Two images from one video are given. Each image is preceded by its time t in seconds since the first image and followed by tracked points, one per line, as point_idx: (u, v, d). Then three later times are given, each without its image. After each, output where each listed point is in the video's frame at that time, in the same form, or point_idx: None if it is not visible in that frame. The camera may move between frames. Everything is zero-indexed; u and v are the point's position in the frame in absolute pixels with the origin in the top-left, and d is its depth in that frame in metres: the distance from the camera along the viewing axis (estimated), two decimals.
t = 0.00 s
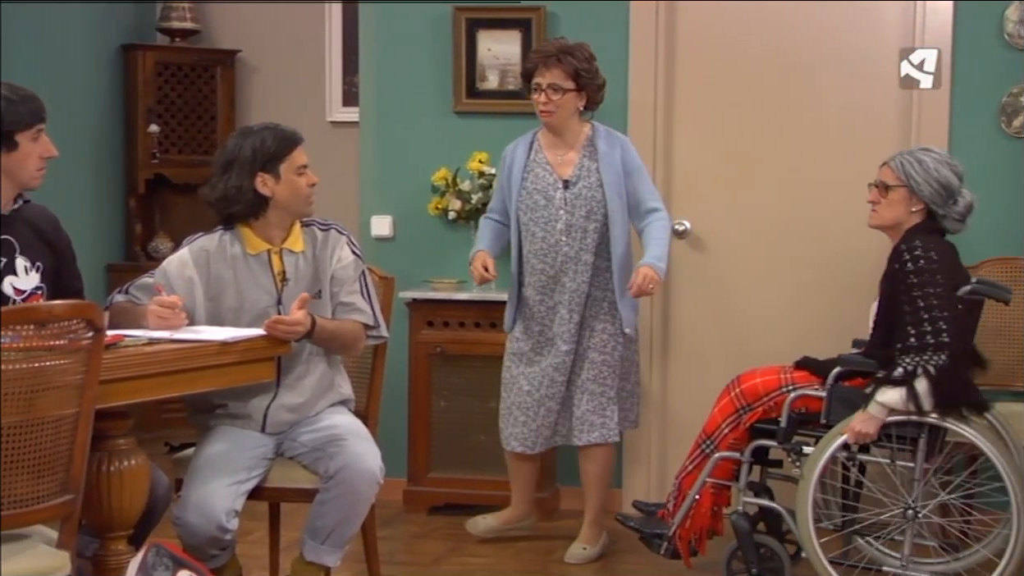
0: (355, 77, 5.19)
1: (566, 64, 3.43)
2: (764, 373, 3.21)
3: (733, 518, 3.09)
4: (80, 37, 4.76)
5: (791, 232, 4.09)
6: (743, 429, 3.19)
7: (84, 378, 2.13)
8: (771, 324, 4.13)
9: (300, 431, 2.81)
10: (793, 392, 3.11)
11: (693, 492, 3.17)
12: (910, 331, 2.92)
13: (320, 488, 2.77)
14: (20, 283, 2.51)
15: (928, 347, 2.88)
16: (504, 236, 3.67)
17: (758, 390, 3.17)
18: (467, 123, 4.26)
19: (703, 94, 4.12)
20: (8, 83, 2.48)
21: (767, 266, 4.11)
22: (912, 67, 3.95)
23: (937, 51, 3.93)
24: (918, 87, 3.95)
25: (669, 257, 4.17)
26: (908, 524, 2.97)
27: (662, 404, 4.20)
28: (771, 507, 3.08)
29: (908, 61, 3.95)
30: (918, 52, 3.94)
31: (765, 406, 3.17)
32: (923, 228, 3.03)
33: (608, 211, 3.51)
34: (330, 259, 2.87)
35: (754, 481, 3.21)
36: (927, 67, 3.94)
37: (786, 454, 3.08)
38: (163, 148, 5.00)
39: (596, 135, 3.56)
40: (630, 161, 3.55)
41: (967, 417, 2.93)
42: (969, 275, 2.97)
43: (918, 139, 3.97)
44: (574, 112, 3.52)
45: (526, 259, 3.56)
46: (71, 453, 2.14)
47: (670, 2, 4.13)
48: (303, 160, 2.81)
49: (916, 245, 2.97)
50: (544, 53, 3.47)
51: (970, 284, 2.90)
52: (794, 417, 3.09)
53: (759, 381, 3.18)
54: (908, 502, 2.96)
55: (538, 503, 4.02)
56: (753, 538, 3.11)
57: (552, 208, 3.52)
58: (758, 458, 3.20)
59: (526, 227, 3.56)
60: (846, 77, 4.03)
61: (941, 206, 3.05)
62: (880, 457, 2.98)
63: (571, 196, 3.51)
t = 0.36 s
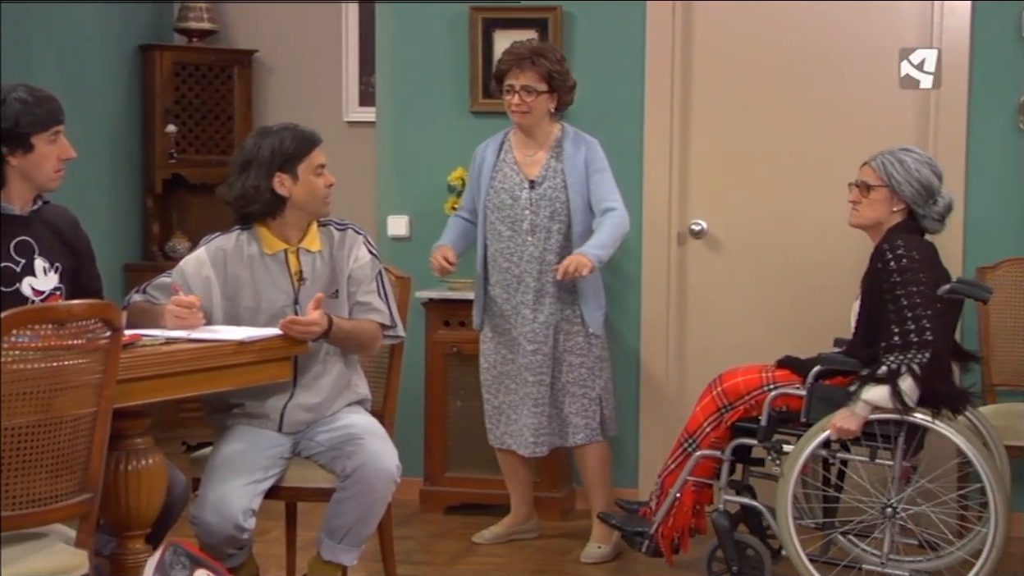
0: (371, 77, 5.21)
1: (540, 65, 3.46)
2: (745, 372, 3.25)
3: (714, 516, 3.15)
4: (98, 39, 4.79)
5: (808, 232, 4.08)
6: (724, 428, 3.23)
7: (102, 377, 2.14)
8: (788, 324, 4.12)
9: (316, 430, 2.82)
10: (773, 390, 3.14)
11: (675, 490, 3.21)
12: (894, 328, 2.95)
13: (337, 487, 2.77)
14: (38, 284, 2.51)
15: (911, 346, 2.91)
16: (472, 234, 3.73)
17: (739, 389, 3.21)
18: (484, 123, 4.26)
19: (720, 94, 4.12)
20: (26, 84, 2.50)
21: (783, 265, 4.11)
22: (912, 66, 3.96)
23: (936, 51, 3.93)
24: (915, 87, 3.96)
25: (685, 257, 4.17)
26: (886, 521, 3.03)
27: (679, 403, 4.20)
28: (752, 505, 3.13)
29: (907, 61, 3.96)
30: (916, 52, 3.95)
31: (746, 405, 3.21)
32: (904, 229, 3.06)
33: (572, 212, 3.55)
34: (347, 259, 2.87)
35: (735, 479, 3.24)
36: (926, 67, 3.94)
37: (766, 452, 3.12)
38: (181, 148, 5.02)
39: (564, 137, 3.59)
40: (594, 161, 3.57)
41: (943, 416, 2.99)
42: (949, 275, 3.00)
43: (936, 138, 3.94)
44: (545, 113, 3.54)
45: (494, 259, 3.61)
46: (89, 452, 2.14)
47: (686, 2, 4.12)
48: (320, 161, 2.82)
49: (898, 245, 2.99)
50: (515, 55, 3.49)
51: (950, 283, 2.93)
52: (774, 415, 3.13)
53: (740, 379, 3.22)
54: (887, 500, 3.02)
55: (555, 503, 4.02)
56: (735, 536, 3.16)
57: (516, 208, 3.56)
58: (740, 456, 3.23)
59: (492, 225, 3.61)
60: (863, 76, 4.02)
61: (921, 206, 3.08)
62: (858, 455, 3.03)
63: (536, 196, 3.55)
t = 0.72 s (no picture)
0: (390, 77, 5.19)
1: (502, 81, 3.46)
2: (728, 370, 3.22)
3: (696, 514, 3.16)
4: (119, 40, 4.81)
5: (827, 232, 4.07)
6: (707, 426, 3.20)
7: (123, 376, 2.15)
8: (808, 323, 4.11)
9: (335, 430, 2.82)
10: (755, 389, 3.13)
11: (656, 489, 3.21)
12: (887, 322, 2.97)
13: (355, 486, 2.78)
14: (59, 286, 2.52)
15: (907, 337, 2.94)
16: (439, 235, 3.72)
17: (721, 387, 3.19)
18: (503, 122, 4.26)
19: (738, 94, 4.11)
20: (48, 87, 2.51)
21: (803, 265, 4.10)
22: (913, 67, 3.98)
23: (936, 51, 3.96)
24: (916, 87, 3.98)
25: (703, 257, 4.16)
26: (866, 520, 3.01)
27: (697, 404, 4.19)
28: (734, 503, 3.13)
29: (907, 61, 3.98)
30: (917, 52, 3.98)
31: (728, 404, 3.18)
32: (887, 227, 3.12)
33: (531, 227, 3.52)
34: (366, 259, 2.87)
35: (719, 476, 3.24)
36: (926, 67, 3.97)
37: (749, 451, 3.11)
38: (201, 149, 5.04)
39: (523, 151, 3.54)
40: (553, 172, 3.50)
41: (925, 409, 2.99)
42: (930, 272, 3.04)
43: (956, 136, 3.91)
44: (506, 131, 3.52)
45: (463, 274, 3.63)
46: (111, 451, 2.15)
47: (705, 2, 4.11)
48: (340, 161, 2.82)
49: (879, 241, 3.03)
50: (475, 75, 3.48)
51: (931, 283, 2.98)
52: (756, 414, 3.13)
53: (723, 377, 3.20)
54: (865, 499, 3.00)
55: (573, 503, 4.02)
56: (716, 534, 3.17)
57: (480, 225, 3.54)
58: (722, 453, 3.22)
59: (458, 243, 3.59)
60: (883, 76, 4.00)
61: (902, 204, 3.14)
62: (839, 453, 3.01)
63: (498, 214, 3.53)
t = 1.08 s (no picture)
0: (406, 76, 5.22)
1: (472, 107, 3.35)
2: (704, 368, 3.28)
3: (672, 510, 3.17)
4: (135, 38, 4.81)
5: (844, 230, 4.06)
6: (682, 422, 3.24)
7: (140, 375, 2.15)
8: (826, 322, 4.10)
9: (351, 427, 2.82)
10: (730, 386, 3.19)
11: (633, 484, 3.24)
12: (853, 321, 3.00)
13: (370, 484, 2.78)
14: (77, 286, 2.53)
15: (872, 336, 2.96)
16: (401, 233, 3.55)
17: (697, 384, 3.23)
18: (520, 120, 4.25)
19: (754, 93, 4.11)
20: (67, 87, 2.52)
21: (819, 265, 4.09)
22: (913, 67, 3.98)
23: (936, 51, 3.97)
24: (915, 87, 3.98)
25: (719, 256, 4.16)
26: (839, 517, 3.04)
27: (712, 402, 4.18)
28: (710, 500, 3.15)
29: (907, 61, 3.98)
30: (917, 52, 3.98)
31: (703, 400, 3.23)
32: (863, 226, 3.14)
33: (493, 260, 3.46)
34: (382, 258, 2.88)
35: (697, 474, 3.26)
36: (926, 67, 3.97)
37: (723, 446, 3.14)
38: (217, 148, 5.05)
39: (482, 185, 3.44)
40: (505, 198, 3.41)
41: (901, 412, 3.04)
42: (903, 272, 3.06)
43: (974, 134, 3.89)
44: (471, 161, 3.41)
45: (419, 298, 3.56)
46: (128, 449, 2.16)
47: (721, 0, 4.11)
48: (351, 160, 2.82)
49: (846, 244, 3.05)
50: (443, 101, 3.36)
51: (904, 281, 2.99)
52: (730, 410, 3.18)
53: (699, 375, 3.25)
54: (839, 494, 3.04)
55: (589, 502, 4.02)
56: (691, 530, 3.17)
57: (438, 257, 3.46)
58: (699, 449, 3.24)
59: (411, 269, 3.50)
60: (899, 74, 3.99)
61: (877, 203, 3.16)
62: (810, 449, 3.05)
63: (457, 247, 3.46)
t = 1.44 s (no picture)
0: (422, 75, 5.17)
1: (453, 110, 3.28)
2: (686, 366, 3.30)
3: (653, 507, 3.24)
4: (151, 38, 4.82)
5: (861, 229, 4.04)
6: (663, 420, 3.27)
7: (158, 373, 2.16)
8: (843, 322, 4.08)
9: (367, 427, 2.83)
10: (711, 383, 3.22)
11: (614, 481, 3.27)
12: (826, 322, 3.03)
13: (388, 483, 2.79)
14: (94, 286, 2.55)
15: (843, 338, 2.99)
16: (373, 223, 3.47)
17: (679, 381, 3.26)
18: (535, 119, 4.25)
19: (770, 92, 4.10)
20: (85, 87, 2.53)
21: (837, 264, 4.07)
22: (912, 67, 3.98)
23: (936, 51, 3.96)
24: (915, 87, 3.98)
25: (735, 255, 4.15)
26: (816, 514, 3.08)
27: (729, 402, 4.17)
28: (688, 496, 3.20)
29: (907, 61, 3.98)
30: (917, 52, 3.98)
31: (683, 397, 3.25)
32: (840, 224, 3.17)
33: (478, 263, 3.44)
34: (394, 256, 2.88)
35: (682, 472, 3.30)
36: (926, 67, 3.97)
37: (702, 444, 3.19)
38: (233, 147, 5.07)
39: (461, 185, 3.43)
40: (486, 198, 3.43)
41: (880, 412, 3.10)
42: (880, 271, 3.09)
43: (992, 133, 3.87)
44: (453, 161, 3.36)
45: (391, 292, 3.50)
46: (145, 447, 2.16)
47: None
48: (344, 158, 2.79)
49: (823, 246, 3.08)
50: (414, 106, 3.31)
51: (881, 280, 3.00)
52: (710, 408, 3.22)
53: (681, 373, 3.27)
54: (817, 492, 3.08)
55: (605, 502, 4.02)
56: (671, 526, 3.23)
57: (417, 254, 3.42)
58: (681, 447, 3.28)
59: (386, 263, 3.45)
60: (916, 73, 3.98)
61: (853, 203, 3.19)
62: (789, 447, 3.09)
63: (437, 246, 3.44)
